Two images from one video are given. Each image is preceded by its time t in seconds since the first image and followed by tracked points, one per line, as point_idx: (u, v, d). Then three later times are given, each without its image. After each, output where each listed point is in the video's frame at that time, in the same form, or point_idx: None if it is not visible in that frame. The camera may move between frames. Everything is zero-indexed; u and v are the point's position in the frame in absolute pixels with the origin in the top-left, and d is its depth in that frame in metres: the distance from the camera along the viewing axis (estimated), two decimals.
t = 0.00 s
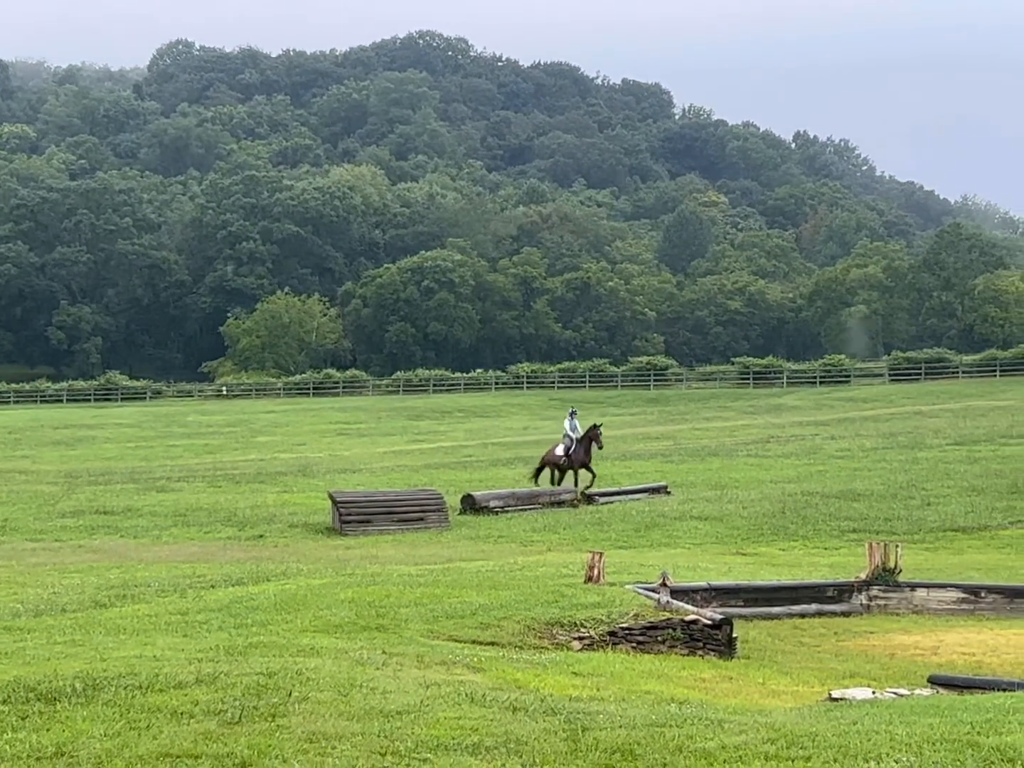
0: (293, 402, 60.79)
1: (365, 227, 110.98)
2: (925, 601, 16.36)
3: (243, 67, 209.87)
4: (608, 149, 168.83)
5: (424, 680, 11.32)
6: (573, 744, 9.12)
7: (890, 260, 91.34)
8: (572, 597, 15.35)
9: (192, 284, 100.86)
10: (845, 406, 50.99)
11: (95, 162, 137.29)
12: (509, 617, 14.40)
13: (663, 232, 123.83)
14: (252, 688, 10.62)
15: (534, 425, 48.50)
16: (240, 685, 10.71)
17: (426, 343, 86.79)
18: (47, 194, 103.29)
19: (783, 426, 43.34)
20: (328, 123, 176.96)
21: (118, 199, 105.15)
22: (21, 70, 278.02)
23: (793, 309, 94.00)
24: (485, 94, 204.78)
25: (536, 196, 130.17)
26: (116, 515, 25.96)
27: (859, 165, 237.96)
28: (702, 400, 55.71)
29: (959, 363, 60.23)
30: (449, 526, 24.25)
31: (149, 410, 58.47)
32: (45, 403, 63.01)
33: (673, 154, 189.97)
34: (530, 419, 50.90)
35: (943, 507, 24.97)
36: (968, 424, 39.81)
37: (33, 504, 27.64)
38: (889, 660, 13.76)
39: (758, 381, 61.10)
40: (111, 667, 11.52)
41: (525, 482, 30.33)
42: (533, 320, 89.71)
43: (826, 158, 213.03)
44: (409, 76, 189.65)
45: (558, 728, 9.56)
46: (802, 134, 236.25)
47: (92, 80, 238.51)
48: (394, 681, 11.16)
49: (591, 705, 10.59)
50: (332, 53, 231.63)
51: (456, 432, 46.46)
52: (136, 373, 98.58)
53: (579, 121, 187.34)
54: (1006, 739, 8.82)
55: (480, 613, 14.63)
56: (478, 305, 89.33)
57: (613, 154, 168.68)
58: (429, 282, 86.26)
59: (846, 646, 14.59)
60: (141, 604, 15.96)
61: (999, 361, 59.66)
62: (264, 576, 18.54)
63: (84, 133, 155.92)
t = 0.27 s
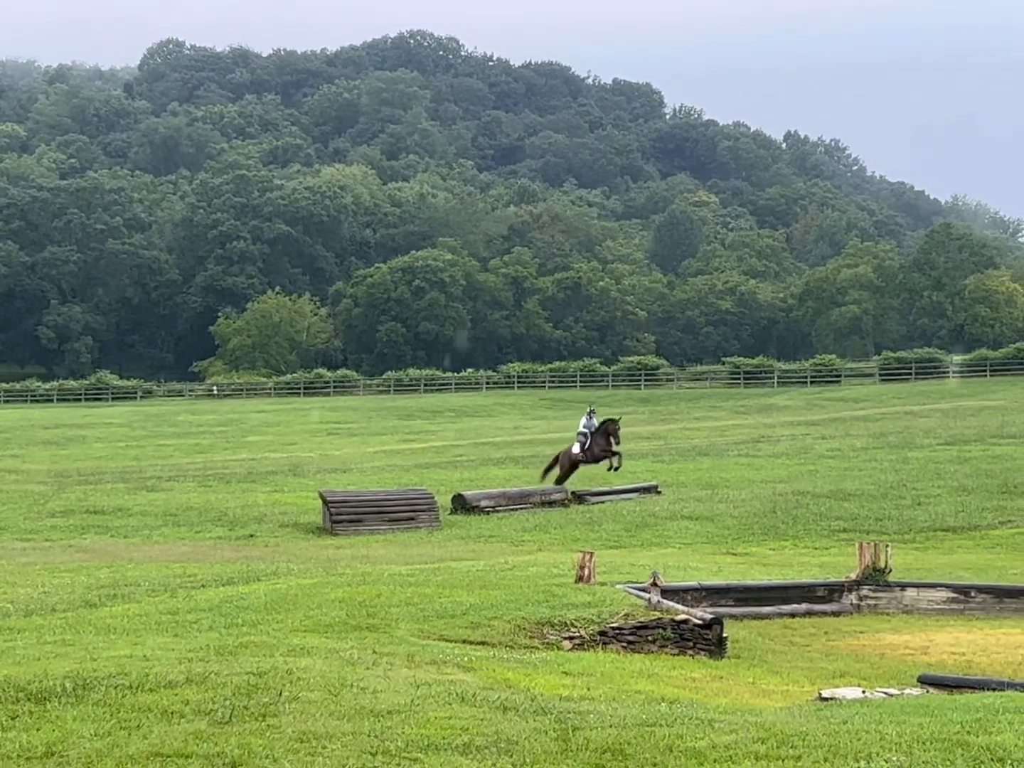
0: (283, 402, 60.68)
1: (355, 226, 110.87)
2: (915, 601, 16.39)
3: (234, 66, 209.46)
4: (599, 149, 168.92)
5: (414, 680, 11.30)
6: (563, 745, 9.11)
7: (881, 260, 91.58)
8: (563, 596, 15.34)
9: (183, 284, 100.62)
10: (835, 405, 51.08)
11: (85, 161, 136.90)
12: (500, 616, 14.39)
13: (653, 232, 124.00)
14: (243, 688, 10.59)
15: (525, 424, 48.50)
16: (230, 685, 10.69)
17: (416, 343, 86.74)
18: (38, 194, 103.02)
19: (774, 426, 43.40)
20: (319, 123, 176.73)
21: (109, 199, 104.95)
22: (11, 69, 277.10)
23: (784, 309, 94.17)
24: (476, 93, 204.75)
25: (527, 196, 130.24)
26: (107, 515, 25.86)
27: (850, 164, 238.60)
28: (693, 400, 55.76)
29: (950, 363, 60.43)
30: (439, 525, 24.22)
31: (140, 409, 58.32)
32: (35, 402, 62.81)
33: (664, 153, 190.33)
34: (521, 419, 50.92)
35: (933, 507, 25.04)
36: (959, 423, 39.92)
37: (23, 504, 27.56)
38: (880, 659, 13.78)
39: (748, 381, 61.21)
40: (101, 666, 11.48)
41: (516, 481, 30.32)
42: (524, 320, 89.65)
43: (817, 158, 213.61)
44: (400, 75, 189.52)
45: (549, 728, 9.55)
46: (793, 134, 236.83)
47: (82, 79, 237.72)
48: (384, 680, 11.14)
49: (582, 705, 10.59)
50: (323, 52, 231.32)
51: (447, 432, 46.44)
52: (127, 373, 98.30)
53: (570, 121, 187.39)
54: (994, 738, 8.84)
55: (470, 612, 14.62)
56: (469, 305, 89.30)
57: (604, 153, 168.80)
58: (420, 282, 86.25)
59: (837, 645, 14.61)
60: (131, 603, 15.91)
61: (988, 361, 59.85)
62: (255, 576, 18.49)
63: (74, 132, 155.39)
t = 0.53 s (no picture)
0: (278, 402, 60.63)
1: (350, 227, 110.82)
2: (909, 602, 16.39)
3: (229, 67, 209.34)
4: (593, 150, 169.06)
5: (409, 680, 11.28)
6: (558, 744, 9.11)
7: (875, 261, 91.74)
8: (556, 596, 15.34)
9: (177, 284, 100.45)
10: (829, 406, 51.15)
11: (79, 161, 136.68)
12: (494, 616, 14.38)
13: (648, 232, 124.08)
14: (237, 689, 10.57)
15: (519, 425, 48.50)
16: (224, 685, 10.68)
17: (411, 343, 86.68)
18: (32, 194, 102.92)
19: (768, 426, 43.46)
20: (313, 123, 176.63)
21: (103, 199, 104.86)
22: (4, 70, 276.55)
23: (778, 309, 94.28)
24: (470, 93, 204.79)
25: (522, 197, 130.28)
26: (100, 515, 25.82)
27: (844, 165, 238.87)
28: (687, 401, 55.77)
29: (944, 364, 60.52)
30: (434, 526, 24.17)
31: (134, 410, 58.24)
32: (29, 402, 62.71)
33: (658, 154, 190.45)
34: (515, 419, 50.95)
35: (927, 508, 25.07)
36: (953, 424, 39.96)
37: (16, 505, 27.50)
38: (872, 660, 13.80)
39: (743, 381, 61.29)
40: (94, 667, 11.47)
41: (510, 482, 30.32)
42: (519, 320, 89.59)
43: (811, 159, 213.89)
44: (395, 76, 189.45)
45: (543, 729, 9.55)
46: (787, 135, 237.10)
47: (76, 80, 237.14)
48: (379, 681, 11.13)
49: (576, 705, 10.57)
50: (317, 52, 231.16)
51: (441, 432, 46.43)
52: (121, 374, 98.16)
53: (564, 121, 187.39)
54: (988, 738, 8.85)
55: (464, 612, 14.64)
56: (464, 305, 89.28)
57: (599, 154, 168.94)
58: (415, 282, 86.24)
59: (830, 645, 14.62)
60: (124, 604, 15.88)
61: (982, 362, 59.92)
62: (248, 576, 18.49)
63: (68, 133, 155.18)
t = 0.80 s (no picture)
0: (274, 403, 60.62)
1: (346, 228, 110.79)
2: (904, 604, 16.40)
3: (225, 68, 209.25)
4: (590, 151, 169.15)
5: (403, 681, 11.28)
6: (553, 746, 9.10)
7: (872, 262, 91.81)
8: (553, 597, 15.33)
9: (174, 285, 100.37)
10: (826, 408, 51.20)
11: (76, 162, 136.55)
12: (490, 618, 14.38)
13: (644, 234, 124.20)
14: (232, 689, 10.57)
15: (515, 426, 48.53)
16: (219, 686, 10.68)
17: (407, 344, 86.65)
18: (28, 194, 102.81)
19: (765, 428, 43.52)
20: (310, 124, 176.58)
21: (99, 200, 104.81)
22: None
23: (775, 312, 94.34)
24: (467, 94, 204.82)
25: (518, 198, 130.38)
26: (96, 516, 25.80)
27: (841, 167, 239.27)
28: (683, 402, 55.82)
29: (940, 366, 60.63)
30: (429, 527, 24.19)
31: (130, 410, 58.20)
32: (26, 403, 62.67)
33: (654, 155, 190.64)
34: (511, 421, 50.97)
35: (923, 509, 25.12)
36: (949, 426, 40.07)
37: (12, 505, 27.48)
38: (868, 662, 13.82)
39: (739, 383, 61.32)
40: (89, 667, 11.46)
41: (506, 483, 30.33)
42: (515, 321, 89.58)
43: (808, 161, 214.16)
44: (391, 77, 189.36)
45: (538, 730, 9.55)
46: (784, 137, 237.47)
47: (73, 79, 236.90)
48: (374, 682, 11.13)
49: (572, 706, 10.57)
50: (314, 53, 231.06)
51: (437, 433, 46.45)
52: (116, 374, 98.12)
53: (561, 123, 187.49)
54: (983, 740, 8.85)
55: (459, 614, 14.64)
56: (460, 306, 89.30)
57: (595, 155, 169.01)
58: (412, 283, 86.25)
59: (827, 647, 14.64)
60: (120, 605, 15.86)
61: (978, 364, 60.04)
62: (244, 577, 18.49)
63: (65, 133, 155.02)
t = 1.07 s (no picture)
0: (268, 404, 60.51)
1: (341, 228, 110.72)
2: (899, 605, 16.41)
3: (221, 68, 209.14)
4: (585, 152, 169.23)
5: (398, 682, 11.26)
6: (547, 747, 9.09)
7: (866, 264, 91.88)
8: (546, 599, 15.32)
9: (168, 285, 100.25)
10: (820, 409, 51.22)
11: (70, 162, 136.43)
12: (484, 619, 14.38)
13: (639, 235, 124.21)
14: (226, 690, 10.56)
15: (510, 427, 48.53)
16: (213, 687, 10.66)
17: (402, 345, 86.61)
18: (22, 194, 102.68)
19: (759, 429, 43.52)
20: (305, 125, 176.53)
21: (94, 200, 104.74)
22: None
23: (769, 313, 94.35)
24: (462, 95, 204.85)
25: (513, 199, 130.37)
26: (90, 516, 25.76)
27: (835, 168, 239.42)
28: (678, 403, 55.84)
29: (934, 368, 60.65)
30: (423, 528, 24.18)
31: (124, 410, 58.14)
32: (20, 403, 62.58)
33: (648, 155, 190.64)
34: (506, 422, 50.97)
35: (917, 511, 25.14)
36: (944, 428, 40.07)
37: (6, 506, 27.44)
38: (862, 663, 13.82)
39: (734, 384, 61.35)
40: (84, 668, 11.43)
41: (500, 484, 30.32)
42: (509, 322, 89.57)
43: (802, 162, 214.30)
44: (386, 77, 189.44)
45: (532, 732, 9.54)
46: (779, 138, 237.62)
47: (68, 80, 236.79)
48: (368, 683, 11.11)
49: (567, 708, 10.56)
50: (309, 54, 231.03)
51: (431, 434, 46.44)
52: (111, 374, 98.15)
53: (556, 123, 187.54)
54: (978, 742, 8.86)
55: (454, 615, 14.62)
56: (455, 307, 89.28)
57: (590, 157, 169.09)
58: (406, 284, 86.21)
59: (821, 649, 14.64)
60: (114, 605, 15.83)
61: (973, 365, 60.08)
62: (238, 577, 18.49)
63: (60, 133, 154.85)
